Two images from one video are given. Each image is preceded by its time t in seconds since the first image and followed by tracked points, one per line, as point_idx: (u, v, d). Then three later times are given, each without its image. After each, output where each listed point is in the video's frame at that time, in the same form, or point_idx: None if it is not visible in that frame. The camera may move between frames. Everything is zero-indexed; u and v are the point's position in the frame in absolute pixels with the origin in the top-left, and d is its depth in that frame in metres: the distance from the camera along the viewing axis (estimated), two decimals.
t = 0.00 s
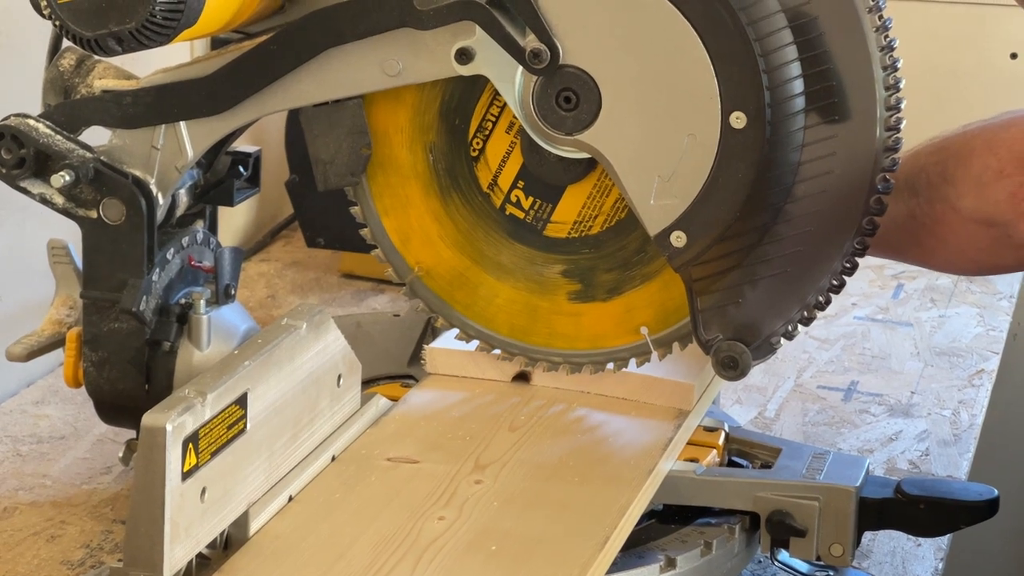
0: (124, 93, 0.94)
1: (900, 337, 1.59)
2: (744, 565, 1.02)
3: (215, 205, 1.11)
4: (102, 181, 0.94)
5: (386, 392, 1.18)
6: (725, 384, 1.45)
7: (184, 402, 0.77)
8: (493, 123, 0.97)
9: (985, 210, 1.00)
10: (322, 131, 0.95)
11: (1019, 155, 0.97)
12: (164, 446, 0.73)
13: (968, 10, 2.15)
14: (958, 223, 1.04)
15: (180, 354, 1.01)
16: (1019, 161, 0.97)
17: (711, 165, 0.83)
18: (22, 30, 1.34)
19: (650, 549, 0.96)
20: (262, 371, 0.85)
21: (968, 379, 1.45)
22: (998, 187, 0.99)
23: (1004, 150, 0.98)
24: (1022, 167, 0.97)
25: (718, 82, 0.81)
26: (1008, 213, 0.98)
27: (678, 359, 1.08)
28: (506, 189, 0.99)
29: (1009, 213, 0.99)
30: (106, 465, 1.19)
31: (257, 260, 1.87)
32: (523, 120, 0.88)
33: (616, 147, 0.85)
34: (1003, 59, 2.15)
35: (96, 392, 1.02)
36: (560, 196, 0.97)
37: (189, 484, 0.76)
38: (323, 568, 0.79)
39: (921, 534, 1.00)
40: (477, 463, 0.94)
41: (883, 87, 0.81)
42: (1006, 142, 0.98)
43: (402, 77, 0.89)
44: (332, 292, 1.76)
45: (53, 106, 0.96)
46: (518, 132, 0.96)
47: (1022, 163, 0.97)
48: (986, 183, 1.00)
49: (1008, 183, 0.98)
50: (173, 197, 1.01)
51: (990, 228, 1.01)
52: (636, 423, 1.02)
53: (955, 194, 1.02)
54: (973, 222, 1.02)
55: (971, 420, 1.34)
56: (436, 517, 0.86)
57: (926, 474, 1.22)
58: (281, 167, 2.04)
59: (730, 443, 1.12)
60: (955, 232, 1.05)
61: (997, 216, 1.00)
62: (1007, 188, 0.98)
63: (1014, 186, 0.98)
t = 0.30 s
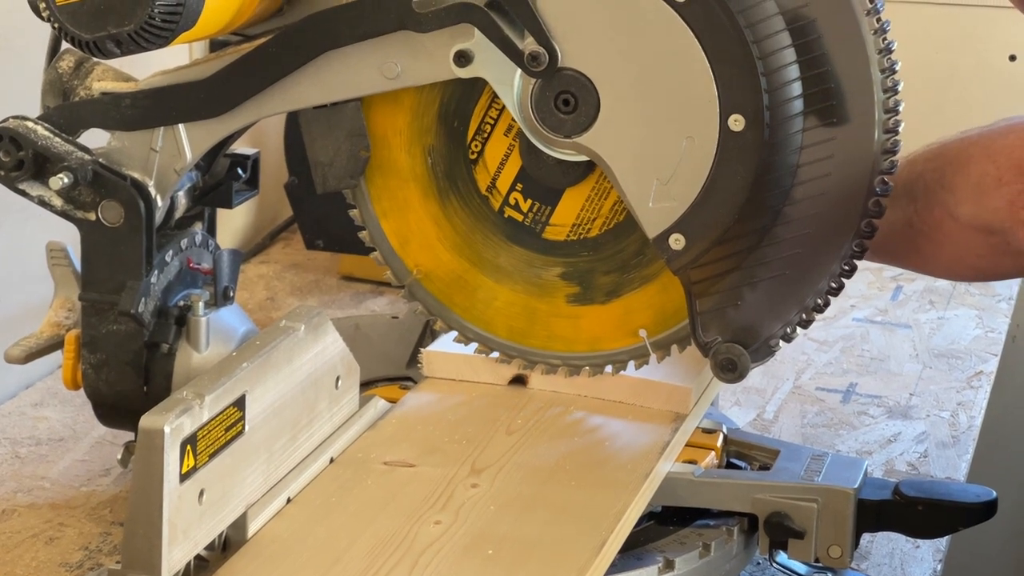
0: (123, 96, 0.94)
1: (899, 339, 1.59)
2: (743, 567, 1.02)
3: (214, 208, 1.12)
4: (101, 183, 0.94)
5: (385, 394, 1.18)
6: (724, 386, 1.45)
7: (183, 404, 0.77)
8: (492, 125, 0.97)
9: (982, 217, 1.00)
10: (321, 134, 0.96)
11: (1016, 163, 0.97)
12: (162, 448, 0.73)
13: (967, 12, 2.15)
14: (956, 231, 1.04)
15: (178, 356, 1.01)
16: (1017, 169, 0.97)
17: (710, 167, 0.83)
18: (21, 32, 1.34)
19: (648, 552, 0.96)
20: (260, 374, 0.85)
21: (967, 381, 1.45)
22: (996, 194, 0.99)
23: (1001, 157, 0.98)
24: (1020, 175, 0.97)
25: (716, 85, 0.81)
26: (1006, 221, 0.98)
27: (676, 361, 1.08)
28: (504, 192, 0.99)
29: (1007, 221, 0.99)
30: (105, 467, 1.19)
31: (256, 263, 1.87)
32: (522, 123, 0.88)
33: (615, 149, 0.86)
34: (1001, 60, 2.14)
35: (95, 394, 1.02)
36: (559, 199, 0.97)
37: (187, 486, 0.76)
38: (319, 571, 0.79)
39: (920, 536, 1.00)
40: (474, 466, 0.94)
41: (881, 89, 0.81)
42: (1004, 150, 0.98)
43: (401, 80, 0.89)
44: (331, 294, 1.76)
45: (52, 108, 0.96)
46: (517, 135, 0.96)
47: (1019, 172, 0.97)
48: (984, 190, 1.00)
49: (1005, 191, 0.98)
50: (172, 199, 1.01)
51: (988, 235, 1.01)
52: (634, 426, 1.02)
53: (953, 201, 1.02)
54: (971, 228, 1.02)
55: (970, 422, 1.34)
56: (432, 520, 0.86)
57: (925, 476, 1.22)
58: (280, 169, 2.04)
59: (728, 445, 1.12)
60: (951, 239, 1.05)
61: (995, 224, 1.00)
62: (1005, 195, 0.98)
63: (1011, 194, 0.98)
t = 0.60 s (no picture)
0: (122, 98, 0.94)
1: (899, 341, 1.59)
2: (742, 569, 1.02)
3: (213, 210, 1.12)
4: (99, 186, 0.94)
5: (384, 396, 1.18)
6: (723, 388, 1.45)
7: (181, 406, 0.77)
8: (490, 128, 0.97)
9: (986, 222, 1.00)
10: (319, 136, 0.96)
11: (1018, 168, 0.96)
12: (160, 451, 0.73)
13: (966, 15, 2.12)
14: (958, 235, 1.04)
15: (176, 358, 1.02)
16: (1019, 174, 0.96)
17: (709, 170, 0.84)
18: (20, 35, 1.34)
19: (647, 554, 0.96)
20: (259, 376, 0.85)
21: (966, 382, 1.45)
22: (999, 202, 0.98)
23: (1005, 162, 0.98)
24: (1022, 181, 0.96)
25: (715, 88, 0.81)
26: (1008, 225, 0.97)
27: (674, 363, 1.08)
28: (503, 195, 0.98)
29: (1008, 227, 0.97)
30: (104, 469, 1.19)
31: (255, 265, 1.87)
32: (521, 126, 0.88)
33: (614, 151, 0.86)
34: (1000, 63, 2.09)
35: (94, 396, 1.02)
36: (558, 201, 0.97)
37: (185, 489, 0.76)
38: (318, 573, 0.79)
39: (919, 538, 1.00)
40: (473, 469, 0.94)
41: (880, 92, 0.81)
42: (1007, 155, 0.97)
43: (399, 83, 0.89)
44: (331, 296, 1.76)
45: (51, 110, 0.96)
46: (515, 138, 0.96)
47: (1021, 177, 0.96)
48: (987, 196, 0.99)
49: (1006, 196, 0.97)
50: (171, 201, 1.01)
51: (993, 239, 1.00)
52: (632, 428, 1.02)
53: (956, 205, 1.02)
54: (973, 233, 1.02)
55: (969, 423, 1.33)
56: (430, 523, 0.86)
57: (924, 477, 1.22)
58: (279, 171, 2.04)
59: (727, 447, 1.12)
60: (952, 243, 1.05)
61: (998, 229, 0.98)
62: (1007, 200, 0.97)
63: (1014, 199, 0.96)
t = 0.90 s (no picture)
0: (115, 90, 0.94)
1: (898, 342, 1.59)
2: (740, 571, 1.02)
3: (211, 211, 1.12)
4: (98, 187, 0.94)
5: (383, 398, 1.19)
6: (722, 389, 1.45)
7: (180, 407, 0.77)
8: (480, 89, 0.90)
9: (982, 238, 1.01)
10: (308, 119, 0.91)
11: (1014, 185, 0.99)
12: (158, 452, 0.73)
13: (964, 16, 2.08)
14: (952, 251, 1.04)
15: (175, 360, 1.01)
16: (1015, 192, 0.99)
17: (687, 131, 0.79)
18: (17, 37, 1.34)
19: (646, 555, 0.96)
20: (258, 378, 0.85)
21: (966, 384, 1.45)
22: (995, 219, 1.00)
23: (1000, 179, 1.00)
24: (1015, 197, 0.99)
25: (698, 46, 0.77)
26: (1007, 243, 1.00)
27: (672, 366, 1.09)
28: (496, 157, 0.91)
29: (1007, 242, 1.00)
30: (103, 471, 1.18)
31: (254, 267, 1.86)
32: (501, 80, 0.83)
33: (599, 111, 0.81)
34: (1000, 64, 2.06)
35: (92, 398, 1.02)
36: (551, 158, 0.89)
37: (184, 490, 0.76)
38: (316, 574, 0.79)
39: (917, 539, 1.00)
40: (472, 470, 0.94)
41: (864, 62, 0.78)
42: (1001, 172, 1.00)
43: (381, 56, 0.86)
44: (330, 297, 1.76)
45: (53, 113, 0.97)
46: (505, 99, 0.89)
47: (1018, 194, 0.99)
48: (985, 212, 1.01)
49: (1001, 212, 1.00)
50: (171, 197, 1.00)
51: (986, 256, 1.02)
52: (630, 429, 1.02)
53: (952, 221, 1.03)
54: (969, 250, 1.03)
55: (968, 425, 1.33)
56: (430, 524, 0.86)
57: (923, 478, 1.22)
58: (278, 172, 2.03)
59: (726, 448, 1.12)
60: (942, 257, 1.05)
61: (994, 245, 1.01)
62: (1004, 216, 1.00)
63: (1009, 215, 0.99)
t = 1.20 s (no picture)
0: (76, 53, 0.95)
1: (898, 342, 1.59)
2: (740, 571, 1.02)
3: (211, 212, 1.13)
4: (99, 189, 0.94)
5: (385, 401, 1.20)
6: (723, 389, 1.45)
7: (178, 408, 0.77)
8: None
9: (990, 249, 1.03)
10: (234, 31, 0.87)
11: None
12: (158, 453, 0.73)
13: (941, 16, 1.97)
14: (960, 259, 1.06)
15: (176, 361, 1.01)
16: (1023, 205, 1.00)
17: None
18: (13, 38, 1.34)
19: (645, 555, 0.96)
20: (258, 378, 0.85)
21: (966, 384, 1.45)
22: None
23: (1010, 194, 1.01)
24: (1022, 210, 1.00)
25: None
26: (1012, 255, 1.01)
27: (670, 367, 1.09)
28: None
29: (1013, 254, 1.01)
30: (104, 471, 1.19)
31: (254, 267, 1.86)
32: None
33: None
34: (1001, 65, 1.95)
35: (93, 399, 1.03)
36: None
37: (184, 490, 0.76)
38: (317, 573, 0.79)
39: (917, 538, 1.00)
40: (471, 469, 0.95)
41: None
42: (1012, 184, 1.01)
43: None
44: (331, 298, 1.76)
45: (39, 103, 0.96)
46: None
47: None
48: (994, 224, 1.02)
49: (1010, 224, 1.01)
50: (165, 186, 1.01)
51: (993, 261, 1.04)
52: (629, 429, 1.02)
53: (959, 231, 1.05)
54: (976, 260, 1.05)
55: (969, 425, 1.33)
56: (432, 523, 0.86)
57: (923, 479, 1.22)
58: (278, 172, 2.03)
59: (726, 447, 1.12)
60: (948, 266, 1.08)
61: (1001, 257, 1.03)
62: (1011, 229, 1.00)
63: (1016, 228, 1.00)
